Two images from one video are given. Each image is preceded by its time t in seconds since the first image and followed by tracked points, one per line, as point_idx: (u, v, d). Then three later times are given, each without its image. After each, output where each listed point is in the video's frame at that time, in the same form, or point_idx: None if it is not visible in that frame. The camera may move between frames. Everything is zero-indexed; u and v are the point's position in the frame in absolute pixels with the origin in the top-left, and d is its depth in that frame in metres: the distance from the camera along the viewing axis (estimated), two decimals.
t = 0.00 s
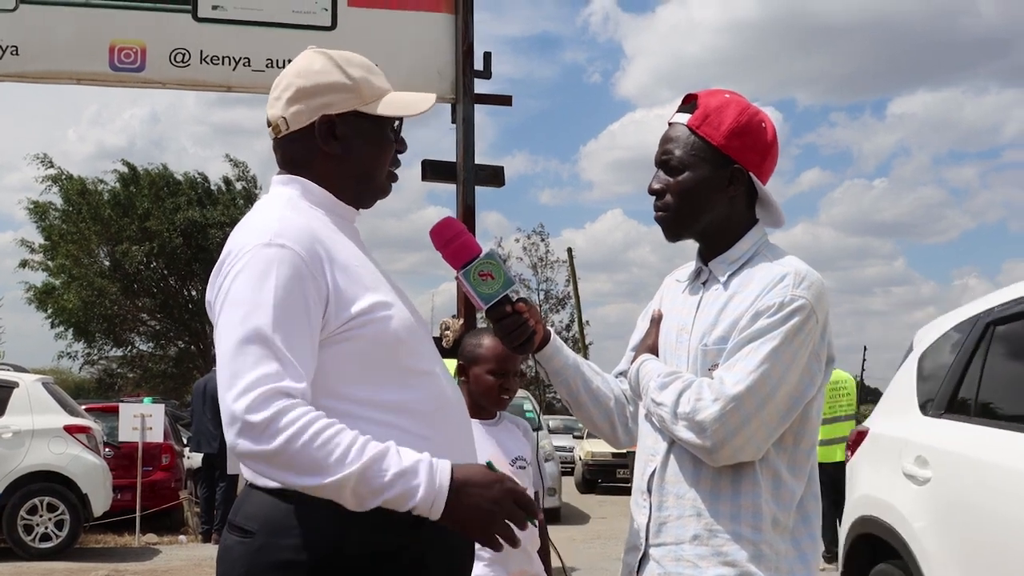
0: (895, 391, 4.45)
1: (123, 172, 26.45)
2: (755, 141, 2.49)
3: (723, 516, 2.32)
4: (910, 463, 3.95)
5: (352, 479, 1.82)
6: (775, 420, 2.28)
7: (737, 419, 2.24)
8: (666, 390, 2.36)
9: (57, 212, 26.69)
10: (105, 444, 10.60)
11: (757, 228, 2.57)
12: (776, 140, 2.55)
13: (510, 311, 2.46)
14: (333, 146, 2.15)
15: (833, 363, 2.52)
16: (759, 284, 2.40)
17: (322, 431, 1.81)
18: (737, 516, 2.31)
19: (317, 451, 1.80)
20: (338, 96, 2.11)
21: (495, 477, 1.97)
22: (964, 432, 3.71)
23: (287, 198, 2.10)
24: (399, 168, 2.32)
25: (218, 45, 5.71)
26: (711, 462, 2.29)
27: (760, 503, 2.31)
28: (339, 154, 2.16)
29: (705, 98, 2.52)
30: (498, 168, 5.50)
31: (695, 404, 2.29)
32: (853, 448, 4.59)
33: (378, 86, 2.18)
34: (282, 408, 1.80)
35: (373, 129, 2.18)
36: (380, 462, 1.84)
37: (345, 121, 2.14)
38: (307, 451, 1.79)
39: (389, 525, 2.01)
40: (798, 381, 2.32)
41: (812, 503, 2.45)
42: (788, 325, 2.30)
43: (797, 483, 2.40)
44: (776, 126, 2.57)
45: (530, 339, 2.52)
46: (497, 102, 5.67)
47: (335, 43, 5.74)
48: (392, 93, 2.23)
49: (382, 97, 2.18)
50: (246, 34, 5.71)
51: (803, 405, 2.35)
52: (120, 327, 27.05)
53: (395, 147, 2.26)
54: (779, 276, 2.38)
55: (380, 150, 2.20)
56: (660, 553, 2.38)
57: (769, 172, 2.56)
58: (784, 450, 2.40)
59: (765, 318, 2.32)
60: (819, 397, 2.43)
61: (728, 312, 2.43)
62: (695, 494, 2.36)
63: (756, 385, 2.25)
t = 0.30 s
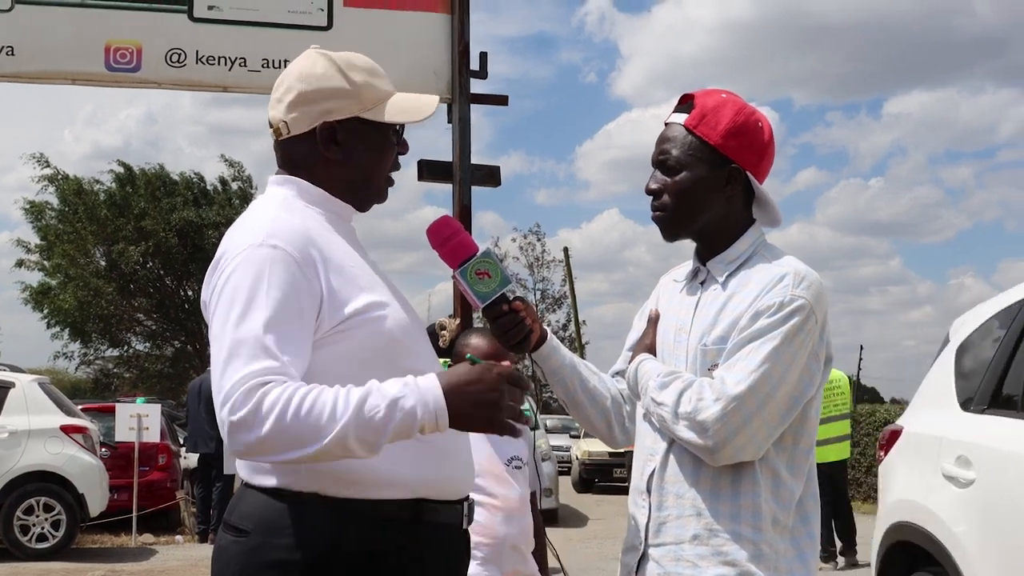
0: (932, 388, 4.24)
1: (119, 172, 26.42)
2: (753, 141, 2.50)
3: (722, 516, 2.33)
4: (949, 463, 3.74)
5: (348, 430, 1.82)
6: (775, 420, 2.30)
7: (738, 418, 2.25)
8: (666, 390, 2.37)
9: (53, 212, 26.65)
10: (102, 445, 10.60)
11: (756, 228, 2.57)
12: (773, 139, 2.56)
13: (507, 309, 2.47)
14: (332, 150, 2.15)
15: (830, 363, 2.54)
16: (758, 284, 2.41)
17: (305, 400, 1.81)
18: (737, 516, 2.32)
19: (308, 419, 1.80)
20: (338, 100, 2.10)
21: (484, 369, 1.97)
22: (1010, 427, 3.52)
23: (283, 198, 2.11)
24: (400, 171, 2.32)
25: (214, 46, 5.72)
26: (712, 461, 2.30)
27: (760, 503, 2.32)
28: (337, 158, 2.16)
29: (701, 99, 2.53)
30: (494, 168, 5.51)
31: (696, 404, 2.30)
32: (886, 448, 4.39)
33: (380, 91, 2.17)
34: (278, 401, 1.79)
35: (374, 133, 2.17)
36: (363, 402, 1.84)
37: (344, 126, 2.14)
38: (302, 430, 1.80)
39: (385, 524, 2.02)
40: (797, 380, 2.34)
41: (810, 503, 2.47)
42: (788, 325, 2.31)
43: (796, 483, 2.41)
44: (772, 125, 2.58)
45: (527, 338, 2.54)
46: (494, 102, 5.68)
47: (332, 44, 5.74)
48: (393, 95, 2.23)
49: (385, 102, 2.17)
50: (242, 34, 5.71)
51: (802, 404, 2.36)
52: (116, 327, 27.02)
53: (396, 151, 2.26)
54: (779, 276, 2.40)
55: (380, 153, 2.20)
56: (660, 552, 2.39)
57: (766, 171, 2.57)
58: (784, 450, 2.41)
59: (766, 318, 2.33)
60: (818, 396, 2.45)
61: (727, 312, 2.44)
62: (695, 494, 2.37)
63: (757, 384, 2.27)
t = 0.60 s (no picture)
0: (979, 380, 3.85)
1: (117, 172, 26.41)
2: (749, 140, 2.51)
3: (719, 515, 2.33)
4: (1003, 460, 3.33)
5: (350, 452, 1.81)
6: (772, 420, 2.30)
7: (735, 418, 2.26)
8: (664, 390, 2.37)
9: (50, 213, 26.63)
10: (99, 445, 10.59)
11: (751, 227, 2.58)
12: (768, 138, 2.57)
13: (504, 309, 2.48)
14: (322, 149, 2.15)
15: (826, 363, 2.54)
16: (755, 284, 2.42)
17: (311, 410, 1.80)
18: (733, 515, 2.32)
19: (310, 431, 1.79)
20: (324, 98, 2.10)
21: (495, 419, 1.91)
22: None
23: (280, 198, 2.11)
24: (392, 167, 2.31)
25: (210, 45, 5.72)
26: (709, 461, 2.30)
27: (757, 502, 2.32)
28: (328, 157, 2.16)
29: (697, 98, 2.54)
30: (490, 167, 5.51)
31: (694, 404, 2.30)
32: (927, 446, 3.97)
33: (367, 86, 2.16)
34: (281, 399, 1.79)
35: (363, 129, 2.17)
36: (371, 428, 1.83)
37: (332, 124, 2.14)
38: (305, 435, 1.79)
39: (380, 524, 2.02)
40: (794, 380, 2.34)
41: (806, 503, 2.47)
42: (785, 325, 2.31)
43: (792, 482, 2.42)
44: (767, 124, 2.58)
45: (524, 337, 2.55)
46: (490, 102, 5.68)
47: (328, 44, 5.75)
48: (381, 89, 2.21)
49: (371, 97, 2.16)
50: (237, 34, 5.71)
51: (799, 404, 2.37)
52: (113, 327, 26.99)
53: (386, 147, 2.25)
54: (776, 276, 2.40)
55: (369, 150, 2.19)
56: (657, 552, 2.40)
57: (762, 170, 2.57)
58: (780, 449, 2.41)
59: (763, 318, 2.33)
60: (814, 396, 2.45)
61: (724, 311, 2.44)
62: (692, 493, 2.37)
63: (755, 385, 2.27)
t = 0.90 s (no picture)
0: None
1: (114, 171, 26.38)
2: (747, 139, 2.51)
3: (715, 514, 2.33)
4: None
5: (357, 401, 1.81)
6: (767, 418, 2.30)
7: (730, 416, 2.26)
8: (659, 388, 2.37)
9: (47, 212, 26.59)
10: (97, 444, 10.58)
11: (749, 227, 2.58)
12: (766, 138, 2.57)
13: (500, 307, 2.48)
14: (320, 149, 2.15)
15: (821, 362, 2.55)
16: (751, 283, 2.42)
17: (307, 379, 1.79)
18: (729, 514, 2.33)
19: (311, 397, 1.78)
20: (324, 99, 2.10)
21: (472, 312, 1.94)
22: None
23: (272, 197, 2.11)
24: (392, 169, 2.31)
25: (207, 44, 5.71)
26: (704, 459, 2.31)
27: (752, 500, 2.33)
28: (326, 158, 2.16)
29: (696, 96, 2.53)
30: (487, 166, 5.50)
31: (690, 402, 2.30)
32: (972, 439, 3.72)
33: (367, 88, 2.16)
34: (280, 381, 1.78)
35: (363, 130, 2.17)
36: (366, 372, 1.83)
37: (331, 125, 2.14)
38: (307, 410, 1.78)
39: (378, 521, 2.03)
40: (789, 378, 2.35)
41: (802, 501, 2.47)
42: (781, 324, 2.32)
43: (788, 481, 2.42)
44: (765, 124, 2.58)
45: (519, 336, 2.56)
46: (487, 100, 5.67)
47: (325, 42, 5.74)
48: (382, 90, 2.21)
49: (372, 99, 2.16)
50: (234, 32, 5.70)
51: (794, 402, 2.37)
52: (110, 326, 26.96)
53: (385, 149, 2.24)
54: (772, 274, 2.41)
55: (369, 151, 2.19)
56: (653, 550, 2.40)
57: (760, 170, 2.57)
58: (776, 447, 2.41)
59: (759, 316, 2.34)
60: (810, 395, 2.46)
61: (720, 309, 2.44)
62: (688, 492, 2.38)
63: (750, 384, 2.27)
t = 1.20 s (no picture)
0: None
1: (112, 170, 26.38)
2: (739, 134, 2.52)
3: (713, 511, 2.34)
4: None
5: (362, 364, 1.79)
6: (765, 415, 2.31)
7: (727, 414, 2.27)
8: (657, 385, 2.37)
9: (46, 211, 26.59)
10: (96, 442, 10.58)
11: (745, 223, 2.59)
12: (757, 132, 2.57)
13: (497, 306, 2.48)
14: (315, 149, 2.15)
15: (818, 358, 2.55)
16: (748, 281, 2.43)
17: (308, 354, 1.78)
18: (726, 511, 2.33)
19: (316, 371, 1.77)
20: (316, 97, 2.10)
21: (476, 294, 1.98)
22: None
23: (271, 196, 2.12)
24: (388, 165, 2.31)
25: (204, 42, 5.71)
26: (702, 456, 2.31)
27: (749, 497, 2.34)
28: (322, 157, 2.17)
29: (684, 95, 2.54)
30: (485, 164, 5.51)
31: (687, 400, 2.31)
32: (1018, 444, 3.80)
33: (360, 84, 2.15)
34: (286, 361, 1.77)
35: (357, 127, 2.17)
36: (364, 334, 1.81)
37: (325, 124, 2.14)
38: (313, 384, 1.77)
39: (378, 518, 2.03)
40: (787, 375, 2.35)
41: (799, 497, 2.48)
42: (779, 321, 2.33)
43: (785, 477, 2.43)
44: (756, 118, 2.58)
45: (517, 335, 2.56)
46: (485, 98, 5.67)
47: (322, 40, 5.74)
48: (374, 86, 2.21)
49: (365, 95, 2.16)
50: (231, 30, 5.70)
51: (792, 399, 2.38)
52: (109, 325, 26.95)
53: (380, 144, 2.24)
54: (769, 272, 2.41)
55: (365, 148, 2.19)
56: (650, 547, 2.40)
57: (753, 164, 2.57)
58: (773, 445, 2.42)
59: (756, 314, 2.34)
60: (807, 391, 2.46)
61: (717, 307, 2.45)
62: (685, 489, 2.38)
63: (747, 380, 2.28)
